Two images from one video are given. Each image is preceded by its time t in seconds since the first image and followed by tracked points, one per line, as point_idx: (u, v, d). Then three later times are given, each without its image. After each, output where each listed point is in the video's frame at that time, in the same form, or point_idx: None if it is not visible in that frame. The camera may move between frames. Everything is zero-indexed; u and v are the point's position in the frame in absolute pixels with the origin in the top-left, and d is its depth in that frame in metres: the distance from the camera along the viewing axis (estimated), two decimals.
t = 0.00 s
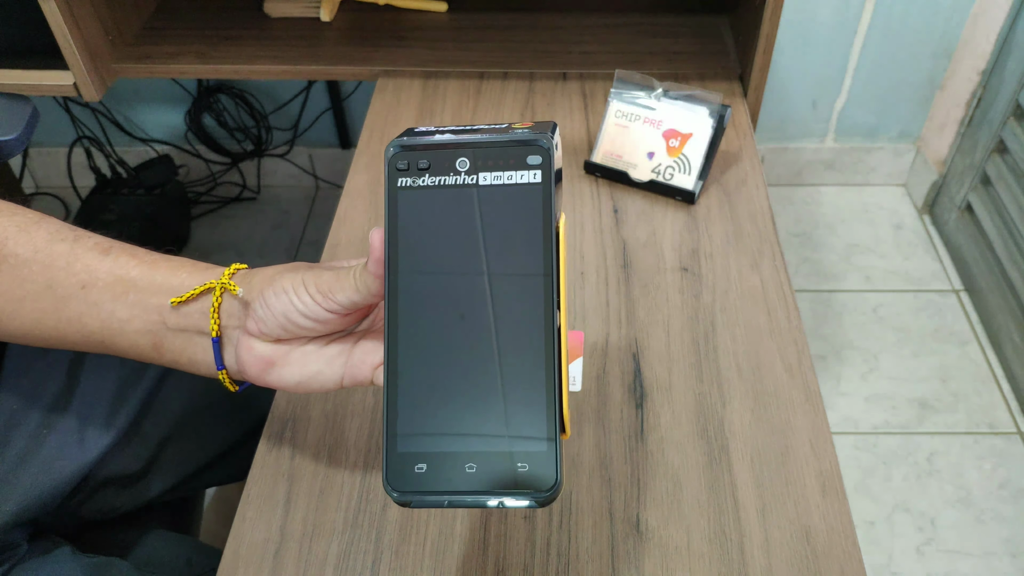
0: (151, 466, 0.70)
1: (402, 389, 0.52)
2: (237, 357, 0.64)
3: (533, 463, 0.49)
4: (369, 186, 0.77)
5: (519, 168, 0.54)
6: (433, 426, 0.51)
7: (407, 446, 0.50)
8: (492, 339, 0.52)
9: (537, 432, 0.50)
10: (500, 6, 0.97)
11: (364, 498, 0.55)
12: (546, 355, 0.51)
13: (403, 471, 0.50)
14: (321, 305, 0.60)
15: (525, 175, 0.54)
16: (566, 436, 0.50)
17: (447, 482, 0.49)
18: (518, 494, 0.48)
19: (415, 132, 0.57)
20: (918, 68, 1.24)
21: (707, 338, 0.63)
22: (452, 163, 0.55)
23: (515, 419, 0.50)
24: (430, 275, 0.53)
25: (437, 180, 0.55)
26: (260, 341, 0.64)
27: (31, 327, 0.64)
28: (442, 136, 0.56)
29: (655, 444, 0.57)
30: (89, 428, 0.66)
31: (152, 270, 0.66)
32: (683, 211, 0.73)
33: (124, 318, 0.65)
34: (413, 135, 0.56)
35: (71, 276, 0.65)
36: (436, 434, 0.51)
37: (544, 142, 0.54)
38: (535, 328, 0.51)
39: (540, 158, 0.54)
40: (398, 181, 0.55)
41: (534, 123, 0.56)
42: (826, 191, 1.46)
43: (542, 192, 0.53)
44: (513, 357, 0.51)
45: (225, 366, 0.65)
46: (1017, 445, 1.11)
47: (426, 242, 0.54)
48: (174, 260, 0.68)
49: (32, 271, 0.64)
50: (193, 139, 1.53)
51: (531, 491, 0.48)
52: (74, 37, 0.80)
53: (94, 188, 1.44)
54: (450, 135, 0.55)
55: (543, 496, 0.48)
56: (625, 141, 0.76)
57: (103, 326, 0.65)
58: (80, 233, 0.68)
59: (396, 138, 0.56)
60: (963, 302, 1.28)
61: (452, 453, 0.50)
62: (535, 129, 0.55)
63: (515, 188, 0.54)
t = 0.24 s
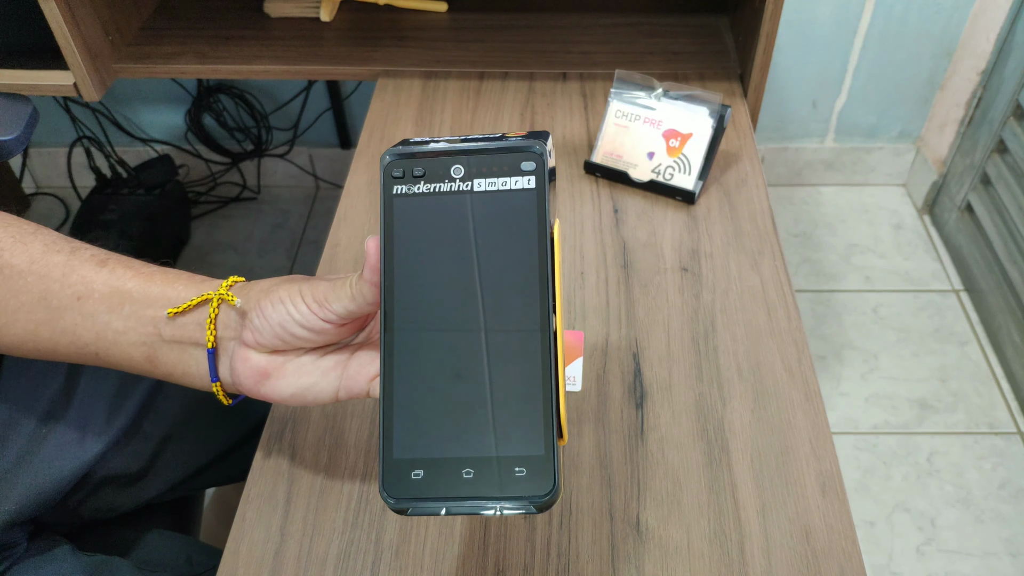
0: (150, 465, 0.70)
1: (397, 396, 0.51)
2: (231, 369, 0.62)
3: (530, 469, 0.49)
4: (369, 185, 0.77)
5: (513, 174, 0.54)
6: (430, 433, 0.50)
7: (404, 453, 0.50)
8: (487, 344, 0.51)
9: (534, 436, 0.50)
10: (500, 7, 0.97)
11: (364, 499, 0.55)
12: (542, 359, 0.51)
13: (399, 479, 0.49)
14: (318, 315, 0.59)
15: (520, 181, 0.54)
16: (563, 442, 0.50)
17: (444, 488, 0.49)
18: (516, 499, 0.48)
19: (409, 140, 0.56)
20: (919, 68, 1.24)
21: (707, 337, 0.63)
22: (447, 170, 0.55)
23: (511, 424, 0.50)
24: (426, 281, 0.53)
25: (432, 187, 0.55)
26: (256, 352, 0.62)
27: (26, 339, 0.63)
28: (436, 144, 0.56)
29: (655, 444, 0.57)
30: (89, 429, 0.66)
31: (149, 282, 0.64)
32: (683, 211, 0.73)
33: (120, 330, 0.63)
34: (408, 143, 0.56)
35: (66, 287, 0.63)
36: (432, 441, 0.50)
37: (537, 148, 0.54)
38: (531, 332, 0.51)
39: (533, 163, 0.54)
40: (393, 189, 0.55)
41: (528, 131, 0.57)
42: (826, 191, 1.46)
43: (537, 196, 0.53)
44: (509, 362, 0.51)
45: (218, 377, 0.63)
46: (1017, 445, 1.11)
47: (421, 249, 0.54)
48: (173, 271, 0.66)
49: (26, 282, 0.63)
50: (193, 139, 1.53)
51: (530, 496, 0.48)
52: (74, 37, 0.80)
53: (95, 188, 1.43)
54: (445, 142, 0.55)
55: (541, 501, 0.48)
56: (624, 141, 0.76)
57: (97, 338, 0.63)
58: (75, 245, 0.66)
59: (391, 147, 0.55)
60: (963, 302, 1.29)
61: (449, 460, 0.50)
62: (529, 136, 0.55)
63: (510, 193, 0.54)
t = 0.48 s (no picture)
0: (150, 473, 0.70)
1: (392, 411, 0.51)
2: (225, 381, 0.62)
3: (525, 486, 0.48)
4: (369, 185, 0.77)
5: (511, 188, 0.54)
6: (425, 449, 0.50)
7: (398, 469, 0.50)
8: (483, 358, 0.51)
9: (529, 453, 0.49)
10: (500, 7, 0.97)
11: (364, 499, 0.55)
12: (539, 375, 0.50)
13: (393, 496, 0.49)
14: (313, 328, 0.59)
15: (517, 195, 0.54)
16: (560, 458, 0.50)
17: (439, 505, 0.48)
18: (511, 517, 0.47)
19: (406, 153, 0.57)
20: (919, 68, 1.24)
21: (707, 338, 0.63)
22: (444, 184, 0.55)
23: (507, 440, 0.49)
24: (422, 294, 0.53)
25: (429, 200, 0.55)
26: (250, 364, 0.62)
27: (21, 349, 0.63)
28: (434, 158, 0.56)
29: (655, 443, 0.57)
30: (89, 439, 0.66)
31: (144, 291, 0.65)
32: (683, 211, 0.73)
33: (114, 340, 0.63)
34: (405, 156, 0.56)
35: (61, 296, 0.63)
36: (427, 457, 0.50)
37: (535, 161, 0.54)
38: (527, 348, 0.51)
39: (531, 177, 0.54)
40: (390, 202, 0.55)
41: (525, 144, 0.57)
42: (826, 191, 1.46)
43: (534, 210, 0.53)
44: (505, 378, 0.51)
45: (212, 391, 0.63)
46: (1017, 445, 1.11)
47: (418, 262, 0.54)
48: (168, 281, 0.66)
49: (20, 290, 0.63)
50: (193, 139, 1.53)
51: (525, 514, 0.48)
52: (73, 37, 0.80)
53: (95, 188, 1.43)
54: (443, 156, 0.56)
55: (537, 518, 0.47)
56: (624, 141, 0.76)
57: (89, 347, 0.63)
58: (71, 253, 0.67)
59: (388, 159, 0.56)
60: (963, 302, 1.28)
61: (444, 477, 0.49)
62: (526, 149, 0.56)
63: (508, 207, 0.54)
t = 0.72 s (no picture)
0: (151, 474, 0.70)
1: (380, 422, 0.51)
2: (217, 390, 0.62)
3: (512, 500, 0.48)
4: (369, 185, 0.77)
5: (503, 199, 0.55)
6: (412, 462, 0.50)
7: (384, 482, 0.49)
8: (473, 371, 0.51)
9: (518, 466, 0.48)
10: (500, 7, 0.97)
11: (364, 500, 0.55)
12: (528, 388, 0.50)
13: (378, 509, 0.49)
14: (305, 338, 0.59)
15: (510, 206, 0.55)
16: (549, 474, 0.50)
17: (424, 519, 0.48)
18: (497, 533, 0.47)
19: (400, 164, 0.58)
20: (919, 68, 1.24)
21: (707, 338, 0.63)
22: (437, 195, 0.56)
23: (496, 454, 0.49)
24: (413, 306, 0.53)
25: (421, 211, 0.56)
26: (243, 374, 0.62)
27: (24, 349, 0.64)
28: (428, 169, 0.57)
29: (655, 443, 0.57)
30: (90, 440, 0.67)
31: (138, 298, 0.65)
32: (683, 211, 0.73)
33: (106, 347, 0.63)
34: (399, 166, 0.57)
35: (55, 302, 0.64)
36: (414, 470, 0.49)
37: (528, 173, 0.55)
38: (517, 361, 0.51)
39: (524, 188, 0.55)
40: (382, 212, 0.55)
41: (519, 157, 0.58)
42: (826, 191, 1.46)
43: (525, 222, 0.54)
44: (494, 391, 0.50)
45: (202, 399, 0.63)
46: (1017, 445, 1.11)
47: (408, 274, 0.54)
48: (163, 289, 0.67)
49: (14, 296, 0.64)
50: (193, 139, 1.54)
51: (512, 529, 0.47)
52: (73, 37, 0.80)
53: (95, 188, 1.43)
54: (436, 167, 0.56)
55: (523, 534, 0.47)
56: (624, 141, 0.76)
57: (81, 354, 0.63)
58: (66, 261, 0.68)
59: (382, 169, 0.57)
60: (963, 302, 1.28)
61: (430, 490, 0.49)
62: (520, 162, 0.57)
63: (499, 219, 0.55)
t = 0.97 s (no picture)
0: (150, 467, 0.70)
1: (382, 421, 0.51)
2: (211, 397, 0.62)
3: (516, 501, 0.48)
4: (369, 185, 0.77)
5: (505, 194, 0.54)
6: (413, 462, 0.50)
7: (386, 481, 0.49)
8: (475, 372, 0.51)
9: (519, 468, 0.49)
10: (500, 7, 0.97)
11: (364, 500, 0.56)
12: (530, 390, 0.50)
13: (380, 508, 0.49)
14: (302, 342, 0.59)
15: (512, 201, 0.54)
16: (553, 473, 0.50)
17: (426, 519, 0.48)
18: (502, 532, 0.48)
19: (401, 158, 0.57)
20: (918, 68, 1.24)
21: (707, 338, 0.63)
22: (439, 190, 0.55)
23: (498, 454, 0.50)
24: (415, 304, 0.53)
25: (422, 206, 0.55)
26: (237, 380, 0.62)
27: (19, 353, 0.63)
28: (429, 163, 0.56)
29: (655, 443, 0.57)
30: (85, 433, 0.67)
31: (131, 306, 0.65)
32: (683, 210, 0.73)
33: (99, 354, 0.63)
34: (400, 161, 0.56)
35: (48, 308, 0.63)
36: (417, 469, 0.50)
37: (530, 168, 0.54)
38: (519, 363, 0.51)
39: (527, 183, 0.54)
40: (383, 208, 0.55)
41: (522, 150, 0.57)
42: (826, 191, 1.46)
43: (529, 218, 0.53)
44: (496, 392, 0.51)
45: (196, 407, 0.62)
46: (1017, 445, 1.11)
47: (410, 271, 0.54)
48: (157, 296, 0.66)
49: (8, 301, 0.63)
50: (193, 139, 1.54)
51: (515, 529, 0.48)
52: (74, 37, 0.80)
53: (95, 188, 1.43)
54: (437, 161, 0.55)
55: (526, 533, 0.48)
56: (624, 141, 0.76)
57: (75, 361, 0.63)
58: (62, 265, 0.67)
59: (382, 163, 0.56)
60: (963, 302, 1.28)
61: (432, 490, 0.49)
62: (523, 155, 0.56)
63: (502, 215, 0.54)
